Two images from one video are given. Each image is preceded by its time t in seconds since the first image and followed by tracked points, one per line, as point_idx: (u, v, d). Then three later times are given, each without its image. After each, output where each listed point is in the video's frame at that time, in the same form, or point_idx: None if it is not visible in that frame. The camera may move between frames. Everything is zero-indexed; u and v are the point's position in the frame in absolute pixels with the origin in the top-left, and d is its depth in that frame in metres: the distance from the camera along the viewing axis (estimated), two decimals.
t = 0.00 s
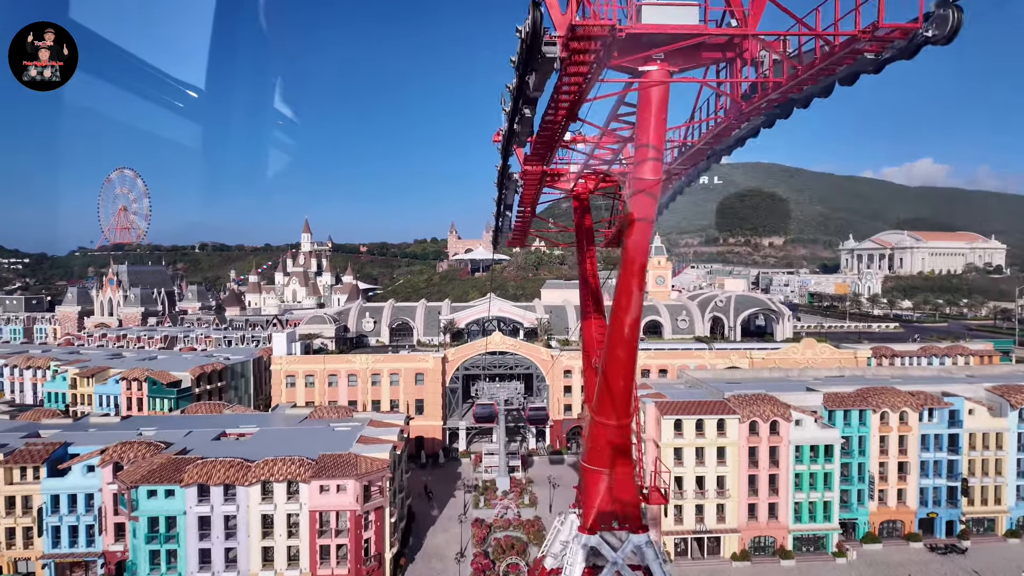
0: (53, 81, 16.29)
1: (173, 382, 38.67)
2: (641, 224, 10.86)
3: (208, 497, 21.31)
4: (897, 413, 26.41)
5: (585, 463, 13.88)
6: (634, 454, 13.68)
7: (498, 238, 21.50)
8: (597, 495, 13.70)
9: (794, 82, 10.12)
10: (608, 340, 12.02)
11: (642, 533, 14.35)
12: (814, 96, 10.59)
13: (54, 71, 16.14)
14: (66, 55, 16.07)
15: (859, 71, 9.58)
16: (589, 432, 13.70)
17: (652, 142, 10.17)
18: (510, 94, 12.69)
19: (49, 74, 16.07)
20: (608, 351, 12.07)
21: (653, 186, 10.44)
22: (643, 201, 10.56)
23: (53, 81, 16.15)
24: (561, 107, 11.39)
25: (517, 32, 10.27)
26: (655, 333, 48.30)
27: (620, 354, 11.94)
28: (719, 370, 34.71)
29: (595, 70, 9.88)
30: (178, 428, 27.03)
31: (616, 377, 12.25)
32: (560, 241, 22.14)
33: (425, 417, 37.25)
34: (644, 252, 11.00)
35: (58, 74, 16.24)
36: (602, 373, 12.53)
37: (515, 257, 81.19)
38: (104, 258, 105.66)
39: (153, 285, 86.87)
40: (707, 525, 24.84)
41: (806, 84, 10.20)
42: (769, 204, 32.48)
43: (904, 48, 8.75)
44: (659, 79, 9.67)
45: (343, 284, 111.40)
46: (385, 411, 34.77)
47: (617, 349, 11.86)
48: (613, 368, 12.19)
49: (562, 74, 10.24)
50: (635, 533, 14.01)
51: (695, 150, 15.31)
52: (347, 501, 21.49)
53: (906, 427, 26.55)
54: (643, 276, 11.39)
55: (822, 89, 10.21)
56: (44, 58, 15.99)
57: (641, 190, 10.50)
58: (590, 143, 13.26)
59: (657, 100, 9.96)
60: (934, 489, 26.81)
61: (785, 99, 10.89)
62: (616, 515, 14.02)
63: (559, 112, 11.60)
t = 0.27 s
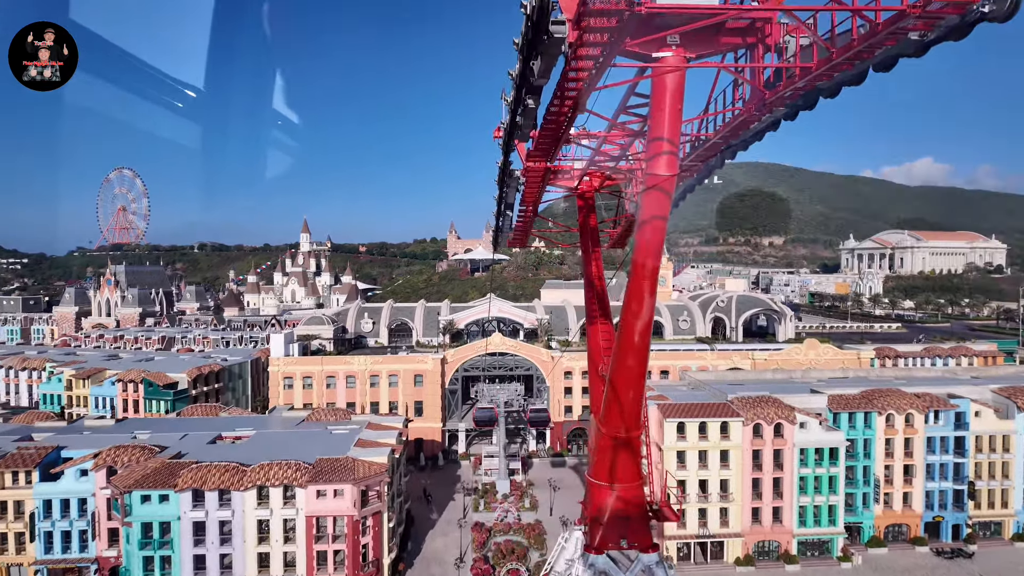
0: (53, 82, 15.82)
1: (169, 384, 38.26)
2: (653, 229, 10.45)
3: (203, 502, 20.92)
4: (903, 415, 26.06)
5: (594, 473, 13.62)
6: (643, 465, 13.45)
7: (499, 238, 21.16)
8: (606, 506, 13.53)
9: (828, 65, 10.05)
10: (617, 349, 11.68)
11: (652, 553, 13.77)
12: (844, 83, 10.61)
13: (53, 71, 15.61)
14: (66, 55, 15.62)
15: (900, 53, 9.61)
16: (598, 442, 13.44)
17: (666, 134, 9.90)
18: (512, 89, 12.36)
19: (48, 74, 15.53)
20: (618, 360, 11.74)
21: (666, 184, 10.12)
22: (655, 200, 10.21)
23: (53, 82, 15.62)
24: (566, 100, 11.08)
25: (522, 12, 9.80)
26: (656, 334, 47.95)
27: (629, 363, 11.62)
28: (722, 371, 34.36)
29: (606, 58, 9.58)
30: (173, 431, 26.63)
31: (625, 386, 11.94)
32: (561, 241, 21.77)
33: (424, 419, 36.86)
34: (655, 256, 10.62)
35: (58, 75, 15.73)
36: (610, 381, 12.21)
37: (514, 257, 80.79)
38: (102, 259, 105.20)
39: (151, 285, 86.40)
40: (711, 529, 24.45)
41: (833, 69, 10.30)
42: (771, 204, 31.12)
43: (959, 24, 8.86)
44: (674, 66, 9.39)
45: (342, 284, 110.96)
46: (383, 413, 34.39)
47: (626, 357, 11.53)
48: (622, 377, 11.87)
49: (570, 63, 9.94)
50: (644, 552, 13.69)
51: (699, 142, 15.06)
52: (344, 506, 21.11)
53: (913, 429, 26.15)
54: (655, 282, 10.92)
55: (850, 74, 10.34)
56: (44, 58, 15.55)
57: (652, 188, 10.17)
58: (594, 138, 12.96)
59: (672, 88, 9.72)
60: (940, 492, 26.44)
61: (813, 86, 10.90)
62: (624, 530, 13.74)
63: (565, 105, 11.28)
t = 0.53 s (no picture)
0: (54, 82, 14.86)
1: (165, 386, 37.86)
2: (663, 233, 10.03)
3: (197, 508, 20.52)
4: (908, 418, 25.69)
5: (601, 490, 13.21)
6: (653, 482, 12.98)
7: (499, 238, 20.77)
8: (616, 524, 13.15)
9: (867, 46, 9.03)
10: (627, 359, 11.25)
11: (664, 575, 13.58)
12: (882, 70, 9.59)
13: (55, 72, 14.63)
14: (67, 56, 14.40)
15: (953, 35, 8.33)
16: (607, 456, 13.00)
17: (681, 125, 9.23)
18: (512, 81, 11.99)
19: (49, 74, 14.59)
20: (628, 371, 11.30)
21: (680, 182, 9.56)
22: (668, 199, 9.74)
23: (55, 83, 14.72)
24: (570, 90, 10.64)
25: None
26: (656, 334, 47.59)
27: (640, 373, 11.19)
28: (724, 373, 33.97)
29: (612, 47, 8.98)
30: (168, 435, 26.22)
31: (635, 398, 11.50)
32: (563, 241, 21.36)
33: (423, 421, 36.46)
34: (668, 261, 10.19)
35: (60, 76, 14.75)
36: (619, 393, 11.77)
37: (514, 257, 80.50)
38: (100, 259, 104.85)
39: (148, 285, 85.96)
40: (714, 534, 24.07)
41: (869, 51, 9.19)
42: (770, 204, 17.65)
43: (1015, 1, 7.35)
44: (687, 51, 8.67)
45: (341, 284, 110.63)
46: (382, 415, 34.00)
47: (637, 368, 11.09)
48: (632, 388, 11.43)
49: (574, 52, 9.41)
50: (654, 574, 13.31)
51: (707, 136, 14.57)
52: (341, 511, 20.73)
53: (918, 431, 25.79)
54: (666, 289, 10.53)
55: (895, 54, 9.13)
56: (44, 58, 14.52)
57: (664, 187, 9.65)
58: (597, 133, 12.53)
59: (688, 74, 9.03)
60: (946, 496, 26.07)
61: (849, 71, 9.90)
62: (633, 551, 13.51)
63: (569, 97, 10.82)
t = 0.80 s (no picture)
0: (54, 83, 14.18)
1: (160, 387, 37.45)
2: (678, 232, 9.37)
3: (190, 513, 20.13)
4: (913, 420, 25.33)
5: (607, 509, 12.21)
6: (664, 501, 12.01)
7: (498, 238, 20.36)
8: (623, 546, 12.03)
9: (917, 23, 8.22)
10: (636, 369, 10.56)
11: None
12: (923, 53, 8.92)
13: (55, 72, 14.03)
14: (68, 56, 13.84)
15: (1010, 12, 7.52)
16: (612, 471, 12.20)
17: (699, 115, 8.77)
18: (512, 75, 11.50)
19: (49, 75, 13.98)
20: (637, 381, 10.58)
21: (698, 177, 9.07)
22: (686, 196, 9.18)
23: (55, 83, 14.07)
24: (575, 83, 10.16)
25: None
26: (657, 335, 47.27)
27: (651, 384, 10.47)
28: (726, 374, 33.61)
29: (625, 33, 8.43)
30: (162, 438, 25.80)
31: (646, 411, 10.77)
32: (563, 241, 20.90)
33: (421, 423, 36.08)
34: (683, 265, 9.56)
35: (60, 76, 14.13)
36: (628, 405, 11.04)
37: (513, 257, 80.12)
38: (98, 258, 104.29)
39: (145, 286, 85.50)
40: (716, 538, 23.70)
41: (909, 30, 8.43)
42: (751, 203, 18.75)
43: None
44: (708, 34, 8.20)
45: (339, 284, 110.17)
46: (380, 417, 33.62)
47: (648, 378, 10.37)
48: (642, 401, 10.70)
49: (582, 40, 8.90)
50: None
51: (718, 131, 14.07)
52: (338, 516, 20.35)
53: (923, 434, 25.45)
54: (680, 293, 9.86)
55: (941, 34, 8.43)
56: (44, 58, 13.91)
57: (681, 183, 9.14)
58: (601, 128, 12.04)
59: (707, 60, 8.61)
60: (952, 499, 25.71)
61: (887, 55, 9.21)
62: None
63: (575, 90, 10.36)
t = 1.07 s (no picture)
0: (54, 82, 14.52)
1: (156, 389, 37.03)
2: (694, 231, 8.13)
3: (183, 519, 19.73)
4: (918, 423, 24.95)
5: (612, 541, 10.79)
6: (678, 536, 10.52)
7: (498, 239, 19.88)
8: None
9: None
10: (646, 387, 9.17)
11: None
12: (977, 31, 7.78)
13: (55, 71, 14.41)
14: (68, 56, 14.29)
15: None
16: (617, 501, 10.73)
17: (721, 102, 7.69)
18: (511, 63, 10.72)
19: (49, 74, 14.35)
20: (647, 400, 9.20)
21: (718, 171, 7.88)
22: (704, 191, 7.98)
23: (55, 83, 14.46)
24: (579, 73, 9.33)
25: None
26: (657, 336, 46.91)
27: (663, 402, 9.08)
28: (727, 376, 33.23)
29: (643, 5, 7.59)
30: (155, 441, 25.39)
31: (656, 434, 9.31)
32: (564, 241, 20.42)
33: (420, 425, 35.68)
34: (701, 269, 8.30)
35: (60, 76, 14.51)
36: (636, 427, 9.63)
37: (513, 257, 79.76)
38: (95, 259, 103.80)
39: (142, 286, 85.02)
40: (719, 543, 23.32)
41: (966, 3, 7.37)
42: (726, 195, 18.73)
43: None
44: (732, 7, 7.23)
45: (337, 284, 109.70)
46: (377, 420, 33.23)
47: (659, 395, 9.01)
48: (652, 422, 9.26)
49: (589, 19, 8.07)
50: None
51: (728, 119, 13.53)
52: (333, 522, 19.95)
53: (928, 437, 25.06)
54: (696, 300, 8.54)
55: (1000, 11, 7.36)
56: (44, 58, 14.24)
57: (699, 177, 7.99)
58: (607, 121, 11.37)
59: (730, 38, 7.51)
60: (957, 503, 25.36)
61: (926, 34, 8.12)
62: None
63: (579, 81, 9.54)
